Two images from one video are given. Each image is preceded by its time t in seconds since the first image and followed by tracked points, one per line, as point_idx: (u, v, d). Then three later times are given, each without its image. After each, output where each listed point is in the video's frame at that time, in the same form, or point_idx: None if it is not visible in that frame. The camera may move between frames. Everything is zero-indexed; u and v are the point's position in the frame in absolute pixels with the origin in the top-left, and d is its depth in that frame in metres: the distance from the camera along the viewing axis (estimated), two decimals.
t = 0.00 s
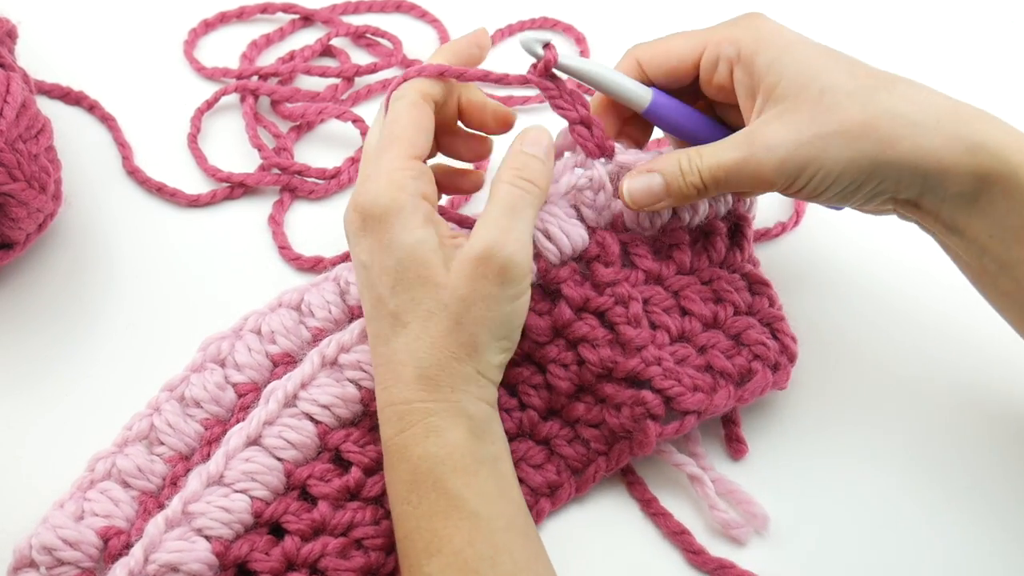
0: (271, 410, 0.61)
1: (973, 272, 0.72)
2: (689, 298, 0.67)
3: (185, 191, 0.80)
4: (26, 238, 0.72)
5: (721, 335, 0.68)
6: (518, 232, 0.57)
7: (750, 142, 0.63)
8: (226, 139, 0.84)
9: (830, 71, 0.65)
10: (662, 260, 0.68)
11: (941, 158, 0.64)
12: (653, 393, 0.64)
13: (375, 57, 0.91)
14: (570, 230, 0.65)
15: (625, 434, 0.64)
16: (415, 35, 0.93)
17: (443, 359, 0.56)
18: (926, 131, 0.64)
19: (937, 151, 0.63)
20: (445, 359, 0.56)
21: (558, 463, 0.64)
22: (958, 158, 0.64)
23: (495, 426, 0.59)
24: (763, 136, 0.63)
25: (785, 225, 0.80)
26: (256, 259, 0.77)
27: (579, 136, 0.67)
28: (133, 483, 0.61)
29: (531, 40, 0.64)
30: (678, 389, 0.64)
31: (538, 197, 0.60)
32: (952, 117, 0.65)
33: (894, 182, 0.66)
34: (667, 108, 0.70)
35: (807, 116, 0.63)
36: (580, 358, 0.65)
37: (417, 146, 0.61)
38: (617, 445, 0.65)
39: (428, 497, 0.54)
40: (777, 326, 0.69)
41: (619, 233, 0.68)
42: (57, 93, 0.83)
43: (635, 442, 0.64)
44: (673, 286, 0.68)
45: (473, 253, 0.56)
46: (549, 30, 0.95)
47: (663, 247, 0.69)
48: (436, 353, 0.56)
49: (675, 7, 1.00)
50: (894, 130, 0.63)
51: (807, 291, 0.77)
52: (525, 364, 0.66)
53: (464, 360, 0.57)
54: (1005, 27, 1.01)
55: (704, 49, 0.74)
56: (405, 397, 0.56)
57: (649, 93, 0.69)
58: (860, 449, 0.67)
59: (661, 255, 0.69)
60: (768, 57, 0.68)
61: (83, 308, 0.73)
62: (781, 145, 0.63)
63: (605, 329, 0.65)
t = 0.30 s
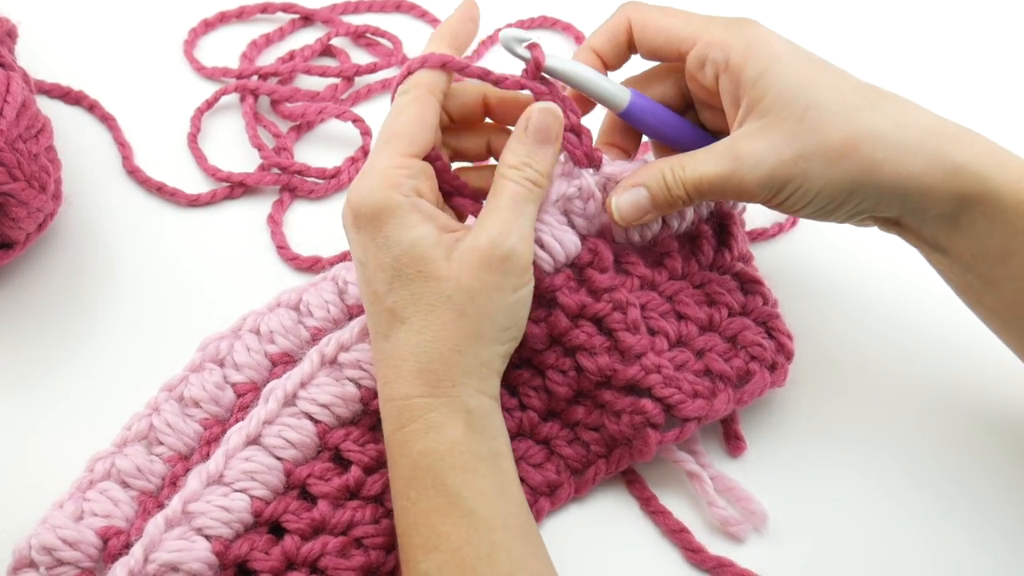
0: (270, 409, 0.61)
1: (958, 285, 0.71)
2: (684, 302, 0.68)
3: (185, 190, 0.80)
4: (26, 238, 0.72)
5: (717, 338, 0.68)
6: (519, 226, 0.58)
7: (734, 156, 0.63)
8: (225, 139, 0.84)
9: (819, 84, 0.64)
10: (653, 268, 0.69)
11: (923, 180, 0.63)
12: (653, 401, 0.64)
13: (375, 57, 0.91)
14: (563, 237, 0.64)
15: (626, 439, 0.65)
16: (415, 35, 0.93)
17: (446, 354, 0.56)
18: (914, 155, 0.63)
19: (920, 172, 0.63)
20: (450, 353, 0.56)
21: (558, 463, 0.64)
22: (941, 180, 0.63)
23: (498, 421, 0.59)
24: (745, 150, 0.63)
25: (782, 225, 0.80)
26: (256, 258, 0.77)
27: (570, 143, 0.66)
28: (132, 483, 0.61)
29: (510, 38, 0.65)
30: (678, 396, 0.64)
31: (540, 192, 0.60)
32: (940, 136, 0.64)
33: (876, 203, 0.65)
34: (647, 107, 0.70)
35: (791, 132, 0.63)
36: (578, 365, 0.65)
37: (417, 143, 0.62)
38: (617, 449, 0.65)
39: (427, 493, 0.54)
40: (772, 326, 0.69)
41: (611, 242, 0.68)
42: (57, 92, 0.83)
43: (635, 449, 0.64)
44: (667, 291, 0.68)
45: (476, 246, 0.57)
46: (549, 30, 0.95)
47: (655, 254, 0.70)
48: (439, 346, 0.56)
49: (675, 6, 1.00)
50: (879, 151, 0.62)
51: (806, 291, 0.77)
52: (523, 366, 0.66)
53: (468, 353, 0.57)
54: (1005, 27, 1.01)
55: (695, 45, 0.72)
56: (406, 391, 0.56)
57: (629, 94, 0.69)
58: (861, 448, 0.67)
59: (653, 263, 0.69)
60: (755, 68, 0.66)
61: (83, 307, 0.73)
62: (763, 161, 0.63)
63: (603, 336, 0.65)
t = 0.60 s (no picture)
0: (274, 405, 0.61)
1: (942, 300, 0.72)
2: (688, 323, 0.67)
3: (185, 190, 0.80)
4: (26, 238, 0.72)
5: (725, 357, 0.68)
6: (530, 219, 0.58)
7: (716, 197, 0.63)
8: (226, 139, 0.84)
9: (798, 120, 0.63)
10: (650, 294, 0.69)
11: (904, 213, 0.63)
12: (664, 429, 0.64)
13: (374, 57, 0.91)
14: (572, 282, 0.64)
15: (634, 458, 0.65)
16: (415, 35, 0.93)
17: (452, 340, 0.57)
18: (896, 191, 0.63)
19: (900, 206, 0.63)
20: (455, 340, 0.57)
21: (560, 466, 0.65)
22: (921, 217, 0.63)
23: (505, 412, 0.59)
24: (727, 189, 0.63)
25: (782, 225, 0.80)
26: (258, 257, 0.77)
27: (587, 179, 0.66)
28: (134, 481, 0.61)
29: (505, 59, 0.62)
30: (690, 424, 0.64)
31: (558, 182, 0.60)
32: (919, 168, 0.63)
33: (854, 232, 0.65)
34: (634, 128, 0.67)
35: (769, 172, 0.62)
36: (587, 393, 0.65)
37: (457, 146, 0.62)
38: (622, 465, 0.66)
39: (430, 479, 0.54)
40: (781, 339, 0.68)
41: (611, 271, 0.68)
42: (57, 92, 0.83)
43: (643, 470, 0.65)
44: (669, 313, 0.68)
45: (490, 235, 0.57)
46: (548, 29, 0.95)
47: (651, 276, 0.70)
48: (445, 332, 0.57)
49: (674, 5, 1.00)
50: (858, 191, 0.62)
51: (807, 289, 0.77)
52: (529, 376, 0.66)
53: (474, 343, 0.57)
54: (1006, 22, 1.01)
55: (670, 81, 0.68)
56: (413, 376, 0.57)
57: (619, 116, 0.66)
58: (862, 447, 0.67)
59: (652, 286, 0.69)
60: (729, 104, 0.64)
61: (83, 307, 0.73)
62: (745, 205, 0.63)
63: (613, 364, 0.65)
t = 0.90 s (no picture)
0: (272, 408, 0.61)
1: None
2: (662, 275, 0.63)
3: (185, 190, 0.80)
4: (26, 238, 0.72)
5: (703, 307, 0.63)
6: (442, 212, 0.58)
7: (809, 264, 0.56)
8: (226, 139, 0.84)
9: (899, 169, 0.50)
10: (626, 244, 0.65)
11: None
12: (642, 379, 0.62)
13: (374, 57, 0.91)
14: (528, 233, 0.62)
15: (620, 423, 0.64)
16: (415, 35, 0.93)
17: (396, 353, 0.58)
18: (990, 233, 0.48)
19: None
20: (399, 352, 0.58)
21: (557, 456, 0.64)
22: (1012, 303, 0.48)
23: (472, 411, 0.59)
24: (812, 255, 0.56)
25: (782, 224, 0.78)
26: (257, 257, 0.77)
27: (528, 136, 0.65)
28: (133, 482, 0.61)
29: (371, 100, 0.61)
30: (666, 372, 0.62)
31: (466, 167, 0.60)
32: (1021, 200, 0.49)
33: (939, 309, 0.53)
34: (528, 86, 0.66)
35: (943, 282, 0.49)
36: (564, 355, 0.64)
37: (364, 164, 0.64)
38: (614, 433, 0.64)
39: (399, 490, 0.56)
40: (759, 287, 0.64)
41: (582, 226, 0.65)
42: (57, 92, 0.83)
43: (630, 431, 0.63)
44: (645, 266, 0.64)
45: (404, 240, 0.58)
46: (548, 29, 0.95)
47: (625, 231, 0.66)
48: (387, 348, 0.58)
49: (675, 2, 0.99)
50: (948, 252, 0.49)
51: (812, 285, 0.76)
52: (518, 359, 0.66)
53: (418, 350, 0.58)
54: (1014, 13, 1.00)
55: None
56: (370, 393, 0.59)
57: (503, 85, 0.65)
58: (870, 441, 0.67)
59: (628, 240, 0.65)
60: (884, 188, 0.51)
61: (83, 307, 0.73)
62: (852, 285, 0.53)
63: (586, 321, 0.63)
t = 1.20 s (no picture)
0: (270, 408, 0.61)
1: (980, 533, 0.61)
2: (642, 231, 0.62)
3: (185, 191, 0.80)
4: (26, 238, 0.72)
5: (686, 253, 0.62)
6: (395, 214, 0.59)
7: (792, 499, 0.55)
8: (225, 139, 0.84)
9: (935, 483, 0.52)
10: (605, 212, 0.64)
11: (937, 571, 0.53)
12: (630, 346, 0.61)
13: (374, 57, 0.91)
14: (511, 224, 0.61)
15: (614, 398, 0.62)
16: (415, 34, 0.93)
17: (365, 359, 0.59)
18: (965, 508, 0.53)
19: None
20: (366, 358, 0.58)
21: (553, 449, 0.64)
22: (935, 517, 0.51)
23: (448, 408, 0.59)
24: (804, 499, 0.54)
25: (774, 226, 0.78)
26: (256, 257, 0.77)
27: (490, 118, 0.64)
28: (131, 483, 0.61)
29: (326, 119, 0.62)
30: (651, 330, 0.60)
31: (423, 169, 0.60)
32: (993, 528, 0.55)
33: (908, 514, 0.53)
34: (486, 79, 0.66)
35: (875, 491, 0.51)
36: (559, 338, 0.63)
37: (330, 177, 0.64)
38: (607, 413, 0.62)
39: (376, 496, 0.56)
40: (740, 228, 0.63)
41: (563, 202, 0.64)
42: (57, 92, 0.83)
43: (625, 404, 0.61)
44: (625, 229, 0.63)
45: (365, 247, 0.59)
46: (547, 29, 0.95)
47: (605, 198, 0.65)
48: (356, 356, 0.59)
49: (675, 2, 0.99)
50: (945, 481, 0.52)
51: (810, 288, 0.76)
52: (513, 353, 0.66)
53: (385, 352, 0.58)
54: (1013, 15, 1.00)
55: None
56: (347, 400, 0.60)
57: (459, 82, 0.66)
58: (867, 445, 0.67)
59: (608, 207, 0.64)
60: (816, 473, 0.54)
61: (83, 308, 0.72)
62: (782, 473, 0.56)
63: (576, 302, 0.62)
